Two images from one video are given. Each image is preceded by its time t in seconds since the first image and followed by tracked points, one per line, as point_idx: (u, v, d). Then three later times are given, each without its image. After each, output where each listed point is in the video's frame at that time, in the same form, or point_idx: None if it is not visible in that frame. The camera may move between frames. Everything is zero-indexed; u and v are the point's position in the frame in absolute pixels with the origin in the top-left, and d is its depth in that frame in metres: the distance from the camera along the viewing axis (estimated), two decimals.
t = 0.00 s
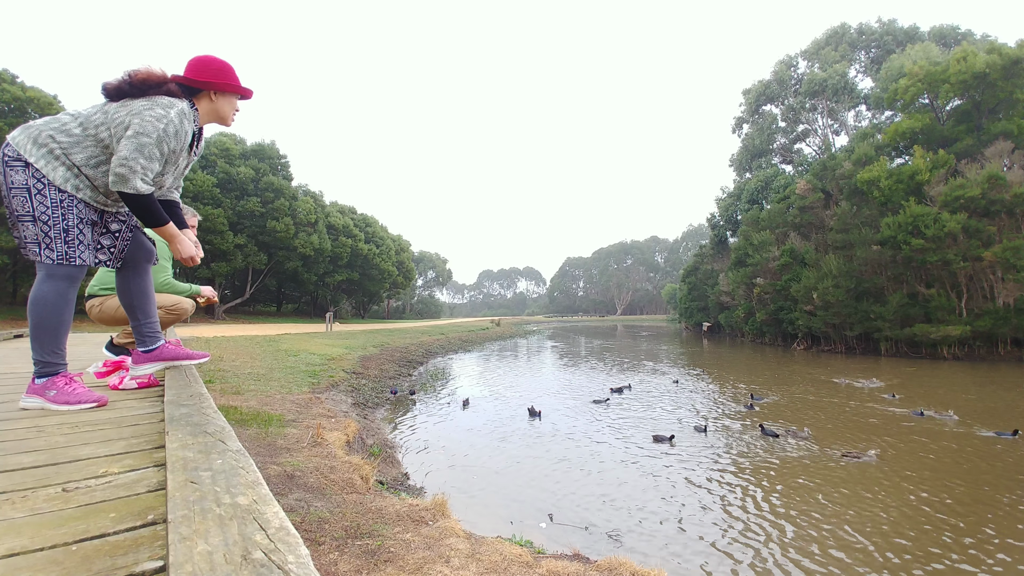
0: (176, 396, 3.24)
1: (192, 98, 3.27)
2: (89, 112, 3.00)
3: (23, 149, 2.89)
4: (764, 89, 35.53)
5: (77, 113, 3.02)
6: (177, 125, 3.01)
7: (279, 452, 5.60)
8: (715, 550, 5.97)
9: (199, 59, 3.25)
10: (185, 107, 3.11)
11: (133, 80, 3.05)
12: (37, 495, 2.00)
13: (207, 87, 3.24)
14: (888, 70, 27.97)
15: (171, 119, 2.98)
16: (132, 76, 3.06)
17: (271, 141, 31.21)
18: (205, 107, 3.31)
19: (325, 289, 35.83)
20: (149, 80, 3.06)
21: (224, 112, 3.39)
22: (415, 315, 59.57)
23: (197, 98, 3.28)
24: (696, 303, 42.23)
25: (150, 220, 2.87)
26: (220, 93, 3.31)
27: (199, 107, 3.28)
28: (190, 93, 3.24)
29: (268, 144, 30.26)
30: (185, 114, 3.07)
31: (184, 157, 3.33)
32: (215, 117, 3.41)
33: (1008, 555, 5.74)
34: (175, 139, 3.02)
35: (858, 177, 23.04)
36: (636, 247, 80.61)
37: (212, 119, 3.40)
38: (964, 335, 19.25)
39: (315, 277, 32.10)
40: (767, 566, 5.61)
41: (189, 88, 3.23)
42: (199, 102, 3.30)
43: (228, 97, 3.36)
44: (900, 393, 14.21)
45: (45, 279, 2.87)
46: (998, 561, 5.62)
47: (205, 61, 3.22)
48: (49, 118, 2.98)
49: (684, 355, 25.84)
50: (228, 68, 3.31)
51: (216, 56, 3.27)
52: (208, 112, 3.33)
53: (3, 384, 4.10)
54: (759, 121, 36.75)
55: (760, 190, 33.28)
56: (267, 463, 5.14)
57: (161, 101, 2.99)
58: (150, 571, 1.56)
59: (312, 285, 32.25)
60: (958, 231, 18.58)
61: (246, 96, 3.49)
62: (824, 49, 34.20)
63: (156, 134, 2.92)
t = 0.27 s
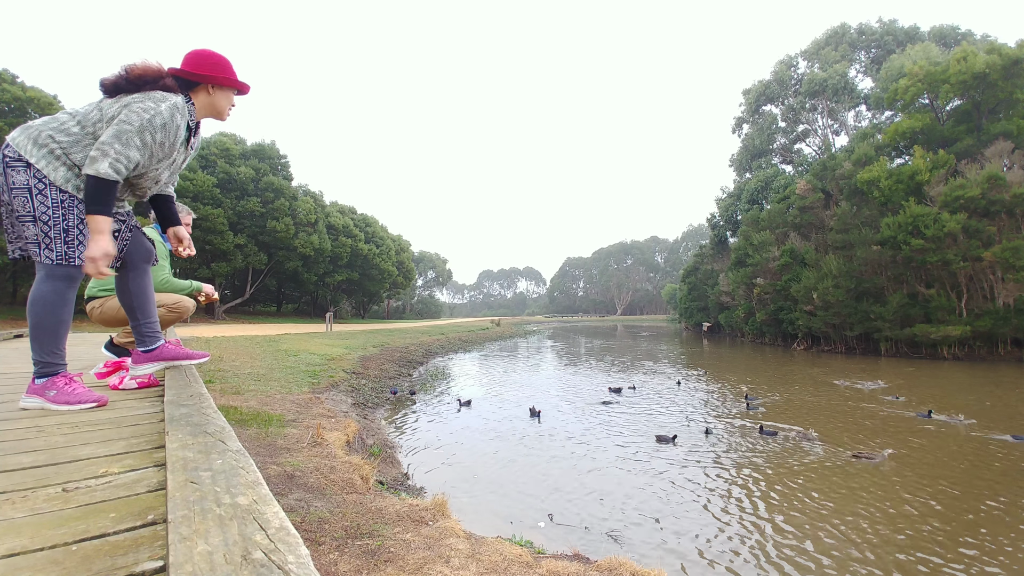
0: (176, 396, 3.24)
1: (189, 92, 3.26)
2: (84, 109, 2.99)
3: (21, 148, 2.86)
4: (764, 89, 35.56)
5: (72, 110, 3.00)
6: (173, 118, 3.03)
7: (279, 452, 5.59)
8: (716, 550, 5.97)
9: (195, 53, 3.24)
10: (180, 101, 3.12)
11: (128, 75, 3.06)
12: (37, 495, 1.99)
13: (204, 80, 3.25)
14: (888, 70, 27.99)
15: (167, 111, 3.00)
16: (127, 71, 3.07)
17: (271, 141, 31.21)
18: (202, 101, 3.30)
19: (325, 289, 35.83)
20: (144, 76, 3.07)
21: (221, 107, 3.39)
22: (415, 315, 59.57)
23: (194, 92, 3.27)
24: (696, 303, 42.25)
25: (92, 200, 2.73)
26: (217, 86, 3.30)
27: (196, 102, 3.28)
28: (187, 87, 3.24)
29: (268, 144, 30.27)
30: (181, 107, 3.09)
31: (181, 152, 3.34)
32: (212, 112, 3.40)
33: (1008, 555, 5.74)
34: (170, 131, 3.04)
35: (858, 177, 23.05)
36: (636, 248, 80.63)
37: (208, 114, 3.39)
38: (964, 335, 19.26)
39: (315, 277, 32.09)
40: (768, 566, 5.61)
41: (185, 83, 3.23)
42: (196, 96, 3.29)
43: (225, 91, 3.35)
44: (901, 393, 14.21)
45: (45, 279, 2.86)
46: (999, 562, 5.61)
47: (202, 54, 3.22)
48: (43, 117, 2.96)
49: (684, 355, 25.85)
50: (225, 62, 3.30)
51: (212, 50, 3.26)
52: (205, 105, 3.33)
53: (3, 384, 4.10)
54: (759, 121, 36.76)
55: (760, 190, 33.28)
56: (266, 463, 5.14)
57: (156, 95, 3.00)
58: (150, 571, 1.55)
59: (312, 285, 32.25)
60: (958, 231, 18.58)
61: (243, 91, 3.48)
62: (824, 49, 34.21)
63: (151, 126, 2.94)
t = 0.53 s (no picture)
0: (176, 396, 3.24)
1: (184, 75, 3.23)
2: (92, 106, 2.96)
3: (40, 155, 2.84)
4: (764, 89, 35.56)
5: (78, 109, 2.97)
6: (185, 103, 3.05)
7: (279, 452, 5.59)
8: (716, 550, 5.96)
9: (183, 35, 3.20)
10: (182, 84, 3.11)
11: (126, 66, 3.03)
12: (37, 495, 1.99)
13: (196, 61, 3.20)
14: (888, 69, 27.99)
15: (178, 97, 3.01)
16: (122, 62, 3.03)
17: (271, 142, 31.21)
18: (198, 82, 3.27)
19: (325, 289, 35.84)
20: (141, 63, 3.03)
21: (216, 88, 3.35)
22: (414, 315, 59.59)
23: (188, 75, 3.24)
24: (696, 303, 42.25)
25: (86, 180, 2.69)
26: (210, 66, 3.26)
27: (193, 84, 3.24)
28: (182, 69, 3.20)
29: (268, 144, 30.27)
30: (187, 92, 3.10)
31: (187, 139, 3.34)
32: (206, 94, 3.35)
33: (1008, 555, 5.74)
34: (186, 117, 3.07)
35: (858, 177, 23.05)
36: (636, 247, 80.61)
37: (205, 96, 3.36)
38: (964, 335, 19.25)
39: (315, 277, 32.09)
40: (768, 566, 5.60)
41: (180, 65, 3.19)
42: (191, 78, 3.26)
43: (218, 70, 3.31)
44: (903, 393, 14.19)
45: (61, 282, 2.86)
46: (999, 561, 5.61)
47: (190, 35, 3.18)
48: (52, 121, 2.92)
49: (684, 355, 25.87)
50: (213, 42, 3.26)
51: (199, 30, 3.22)
52: (201, 88, 3.29)
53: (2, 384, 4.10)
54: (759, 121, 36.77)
55: (760, 190, 33.28)
56: (266, 463, 5.13)
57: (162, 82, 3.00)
58: (149, 571, 1.55)
59: (312, 285, 32.26)
60: (958, 230, 18.57)
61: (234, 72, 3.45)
62: (824, 48, 34.20)
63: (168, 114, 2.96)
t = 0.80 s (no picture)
0: (177, 396, 3.24)
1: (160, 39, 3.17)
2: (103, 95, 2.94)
3: (67, 160, 2.84)
4: (764, 89, 35.56)
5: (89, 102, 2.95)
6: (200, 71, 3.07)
7: (279, 452, 5.59)
8: (717, 550, 5.96)
9: None
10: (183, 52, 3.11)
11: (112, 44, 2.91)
12: (36, 495, 1.99)
13: (168, 22, 3.16)
14: (888, 69, 27.99)
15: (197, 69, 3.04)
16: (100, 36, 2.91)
17: (271, 142, 31.20)
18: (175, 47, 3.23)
19: (325, 289, 35.84)
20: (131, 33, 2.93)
21: (189, 50, 3.31)
22: (414, 315, 59.60)
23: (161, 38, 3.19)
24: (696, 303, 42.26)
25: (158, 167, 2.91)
26: (181, 28, 3.23)
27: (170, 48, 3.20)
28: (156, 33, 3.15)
29: (268, 144, 30.26)
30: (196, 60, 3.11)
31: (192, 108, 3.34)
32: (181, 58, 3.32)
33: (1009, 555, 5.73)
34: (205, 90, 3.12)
35: (858, 177, 23.05)
36: (636, 247, 80.63)
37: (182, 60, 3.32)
38: (964, 335, 19.25)
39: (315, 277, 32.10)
40: (769, 566, 5.60)
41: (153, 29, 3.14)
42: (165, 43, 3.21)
43: (189, 31, 3.29)
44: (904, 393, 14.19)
45: (68, 281, 2.82)
46: (998, 561, 5.62)
47: None
48: (66, 122, 2.90)
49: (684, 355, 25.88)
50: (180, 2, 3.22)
51: None
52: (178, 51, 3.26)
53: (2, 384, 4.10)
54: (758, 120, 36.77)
55: (760, 190, 33.28)
56: (266, 463, 5.13)
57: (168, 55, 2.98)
58: (149, 571, 1.55)
59: (312, 285, 32.26)
60: (958, 230, 18.56)
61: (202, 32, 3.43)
62: (824, 48, 34.20)
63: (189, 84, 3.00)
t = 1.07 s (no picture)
0: (177, 396, 3.24)
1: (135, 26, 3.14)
2: (91, 92, 2.92)
3: (75, 160, 2.84)
4: (764, 88, 35.56)
5: (81, 100, 2.94)
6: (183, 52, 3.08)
7: (279, 452, 5.59)
8: (716, 550, 5.95)
9: None
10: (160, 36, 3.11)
11: (90, 39, 2.95)
12: (36, 495, 1.99)
13: (139, 7, 3.12)
14: (888, 69, 27.98)
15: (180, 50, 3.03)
16: (80, 33, 2.96)
17: (271, 142, 31.19)
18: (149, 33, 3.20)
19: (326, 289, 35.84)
20: (104, 26, 2.95)
21: (167, 34, 3.26)
22: (414, 315, 59.60)
23: (136, 25, 3.16)
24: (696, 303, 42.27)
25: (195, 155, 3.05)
26: (153, 12, 3.18)
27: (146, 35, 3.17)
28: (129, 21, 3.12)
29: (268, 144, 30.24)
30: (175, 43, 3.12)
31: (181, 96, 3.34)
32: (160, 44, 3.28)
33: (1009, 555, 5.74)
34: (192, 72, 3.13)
35: (858, 177, 23.05)
36: (636, 247, 80.64)
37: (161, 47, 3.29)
38: (964, 335, 19.24)
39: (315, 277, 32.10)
40: (769, 565, 5.60)
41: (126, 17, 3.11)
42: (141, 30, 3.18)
43: (165, 16, 3.23)
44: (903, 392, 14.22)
45: (67, 281, 2.82)
46: (997, 561, 5.63)
47: None
48: (64, 123, 2.88)
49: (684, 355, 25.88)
50: None
51: None
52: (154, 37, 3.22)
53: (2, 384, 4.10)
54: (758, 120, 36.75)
55: (760, 190, 33.26)
56: (266, 463, 5.13)
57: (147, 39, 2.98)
58: (149, 571, 1.55)
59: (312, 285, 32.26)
60: (958, 230, 18.56)
61: (179, 16, 3.37)
62: (824, 48, 34.19)
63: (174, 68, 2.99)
